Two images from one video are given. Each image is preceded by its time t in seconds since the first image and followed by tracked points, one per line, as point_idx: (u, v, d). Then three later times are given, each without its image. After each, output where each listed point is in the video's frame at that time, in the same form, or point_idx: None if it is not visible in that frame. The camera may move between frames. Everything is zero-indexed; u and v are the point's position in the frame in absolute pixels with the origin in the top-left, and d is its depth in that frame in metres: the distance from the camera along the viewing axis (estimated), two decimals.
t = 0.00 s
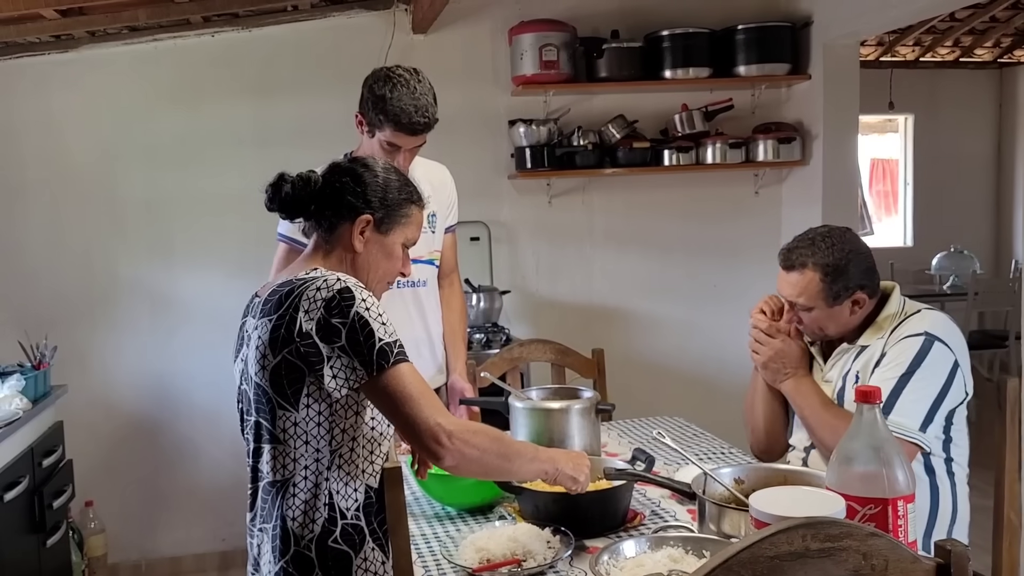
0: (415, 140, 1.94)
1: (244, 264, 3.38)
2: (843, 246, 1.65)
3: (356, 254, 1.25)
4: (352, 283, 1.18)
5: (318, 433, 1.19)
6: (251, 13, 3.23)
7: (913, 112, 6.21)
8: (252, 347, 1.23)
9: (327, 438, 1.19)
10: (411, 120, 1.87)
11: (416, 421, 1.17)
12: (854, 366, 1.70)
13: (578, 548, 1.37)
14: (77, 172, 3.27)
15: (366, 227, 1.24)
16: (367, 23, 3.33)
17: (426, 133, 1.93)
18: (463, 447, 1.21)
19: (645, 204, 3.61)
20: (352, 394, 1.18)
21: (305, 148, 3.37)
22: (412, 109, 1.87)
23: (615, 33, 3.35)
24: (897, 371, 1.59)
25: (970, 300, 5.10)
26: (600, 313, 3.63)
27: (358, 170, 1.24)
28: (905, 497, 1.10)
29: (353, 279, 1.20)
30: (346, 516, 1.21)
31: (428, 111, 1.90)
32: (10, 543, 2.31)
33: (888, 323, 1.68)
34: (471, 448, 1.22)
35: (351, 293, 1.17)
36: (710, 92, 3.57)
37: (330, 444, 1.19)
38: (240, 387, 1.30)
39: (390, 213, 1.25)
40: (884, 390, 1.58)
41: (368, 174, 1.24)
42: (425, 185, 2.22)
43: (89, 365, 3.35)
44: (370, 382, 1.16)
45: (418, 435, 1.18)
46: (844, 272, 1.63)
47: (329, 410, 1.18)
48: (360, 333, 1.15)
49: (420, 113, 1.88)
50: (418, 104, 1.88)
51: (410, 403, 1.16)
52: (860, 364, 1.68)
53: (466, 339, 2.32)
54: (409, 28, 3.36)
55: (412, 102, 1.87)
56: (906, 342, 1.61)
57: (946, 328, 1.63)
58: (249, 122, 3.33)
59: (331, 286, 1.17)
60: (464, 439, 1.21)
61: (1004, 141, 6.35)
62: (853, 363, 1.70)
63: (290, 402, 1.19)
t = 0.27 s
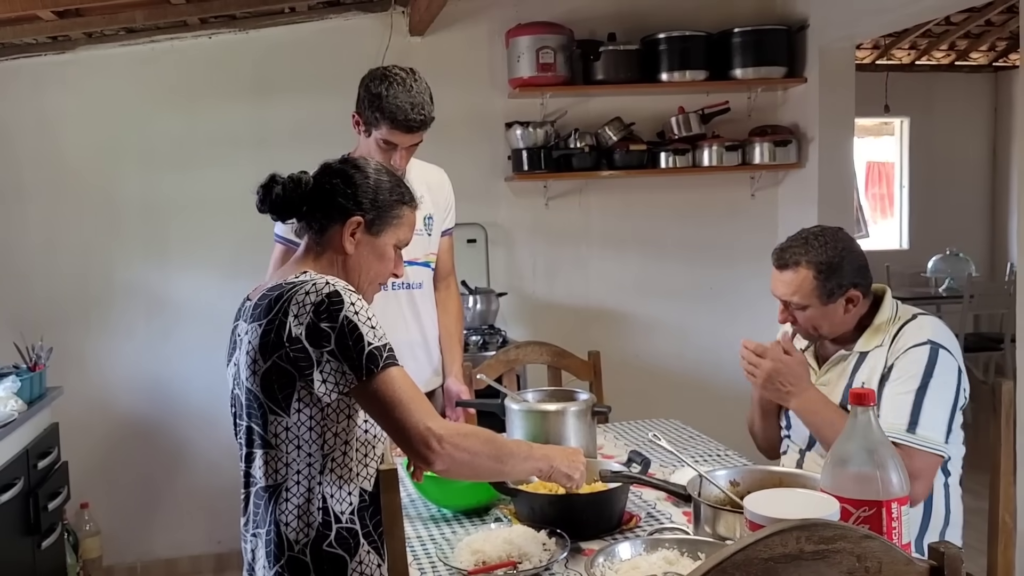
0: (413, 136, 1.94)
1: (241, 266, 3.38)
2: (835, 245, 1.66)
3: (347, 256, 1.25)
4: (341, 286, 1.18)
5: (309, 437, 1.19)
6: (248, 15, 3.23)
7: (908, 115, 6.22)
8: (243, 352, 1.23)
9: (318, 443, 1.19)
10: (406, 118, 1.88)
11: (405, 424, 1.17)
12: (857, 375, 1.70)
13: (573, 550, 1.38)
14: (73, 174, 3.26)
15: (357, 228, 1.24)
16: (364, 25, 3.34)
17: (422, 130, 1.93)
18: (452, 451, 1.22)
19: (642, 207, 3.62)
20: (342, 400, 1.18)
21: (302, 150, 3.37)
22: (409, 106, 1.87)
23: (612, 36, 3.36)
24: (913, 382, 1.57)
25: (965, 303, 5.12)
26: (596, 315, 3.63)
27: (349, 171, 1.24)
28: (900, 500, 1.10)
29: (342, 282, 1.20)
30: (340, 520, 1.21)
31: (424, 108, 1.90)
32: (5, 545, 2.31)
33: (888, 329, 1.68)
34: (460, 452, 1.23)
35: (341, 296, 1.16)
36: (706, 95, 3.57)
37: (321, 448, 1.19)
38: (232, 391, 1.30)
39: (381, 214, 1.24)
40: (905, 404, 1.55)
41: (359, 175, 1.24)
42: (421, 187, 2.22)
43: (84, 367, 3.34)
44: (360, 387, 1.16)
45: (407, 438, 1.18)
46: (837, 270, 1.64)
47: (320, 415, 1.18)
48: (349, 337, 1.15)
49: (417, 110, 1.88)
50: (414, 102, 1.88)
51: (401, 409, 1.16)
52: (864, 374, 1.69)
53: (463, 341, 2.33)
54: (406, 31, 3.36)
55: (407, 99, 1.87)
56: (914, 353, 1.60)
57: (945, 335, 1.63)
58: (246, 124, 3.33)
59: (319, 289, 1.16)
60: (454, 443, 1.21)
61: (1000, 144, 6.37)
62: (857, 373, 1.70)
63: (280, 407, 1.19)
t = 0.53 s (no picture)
0: (409, 139, 1.93)
1: (241, 266, 3.38)
2: (835, 247, 1.65)
3: (342, 255, 1.25)
4: (335, 288, 1.17)
5: (306, 439, 1.19)
6: (248, 15, 3.23)
7: (909, 115, 6.22)
8: (238, 354, 1.22)
9: (314, 444, 1.19)
10: (404, 121, 1.87)
11: (396, 427, 1.16)
12: (866, 375, 1.69)
13: (574, 549, 1.37)
14: (73, 173, 3.26)
15: (351, 227, 1.23)
16: (364, 25, 3.33)
17: (419, 134, 1.93)
18: (445, 455, 1.20)
19: (642, 207, 3.61)
20: (335, 401, 1.17)
21: (302, 150, 3.37)
22: (405, 110, 1.87)
23: (612, 36, 3.36)
24: (932, 380, 1.56)
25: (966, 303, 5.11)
26: (596, 315, 3.63)
27: (343, 170, 1.24)
28: (900, 500, 1.10)
29: (336, 283, 1.19)
30: (340, 520, 1.20)
31: (420, 111, 1.90)
32: (7, 544, 2.31)
33: (897, 330, 1.68)
34: (453, 455, 1.21)
35: (334, 298, 1.16)
36: (706, 95, 3.57)
37: (318, 449, 1.19)
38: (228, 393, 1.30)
39: (375, 213, 1.24)
40: (928, 402, 1.54)
41: (353, 174, 1.23)
42: (420, 188, 2.22)
43: (85, 367, 3.34)
44: (352, 389, 1.15)
45: (398, 442, 1.17)
46: (836, 272, 1.63)
47: (316, 417, 1.18)
48: (341, 338, 1.14)
49: (413, 114, 1.88)
50: (411, 105, 1.88)
51: (393, 410, 1.16)
52: (875, 374, 1.68)
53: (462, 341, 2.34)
54: (406, 31, 3.36)
55: (404, 101, 1.87)
56: (930, 352, 1.59)
57: (956, 335, 1.63)
58: (246, 124, 3.33)
59: (312, 291, 1.16)
60: (447, 446, 1.20)
61: (1000, 145, 6.37)
62: (866, 374, 1.70)
63: (276, 409, 1.18)
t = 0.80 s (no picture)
0: (408, 141, 1.94)
1: (242, 267, 3.39)
2: (853, 231, 1.72)
3: (336, 256, 1.25)
4: (325, 290, 1.17)
5: (300, 442, 1.18)
6: (250, 17, 3.23)
7: (909, 116, 6.23)
8: (233, 357, 1.22)
9: (309, 447, 1.18)
10: (403, 124, 1.88)
11: (376, 430, 1.14)
12: (873, 376, 1.70)
13: (574, 548, 1.38)
14: (75, 174, 3.27)
15: (346, 228, 1.24)
16: (365, 26, 3.34)
17: (418, 136, 1.93)
18: (426, 459, 1.18)
19: (642, 208, 3.62)
20: (326, 405, 1.17)
21: (303, 151, 3.38)
22: (404, 113, 1.88)
23: (612, 37, 3.37)
24: (955, 385, 1.57)
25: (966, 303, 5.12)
26: (597, 315, 3.64)
27: (339, 171, 1.24)
28: (901, 499, 1.10)
29: (327, 286, 1.19)
30: (339, 521, 1.21)
31: (419, 114, 1.91)
32: (9, 544, 2.32)
33: (902, 330, 1.69)
34: (434, 460, 1.19)
35: (323, 301, 1.15)
36: (706, 96, 3.58)
37: (313, 452, 1.19)
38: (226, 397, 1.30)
39: (371, 214, 1.24)
40: (954, 408, 1.55)
41: (349, 175, 1.24)
42: (421, 189, 2.23)
43: (86, 367, 3.35)
44: (337, 392, 1.14)
45: (379, 445, 1.15)
46: (853, 251, 1.69)
47: (309, 420, 1.17)
48: (329, 341, 1.13)
49: (412, 115, 1.89)
50: (411, 107, 1.89)
51: (373, 414, 1.14)
52: (884, 375, 1.68)
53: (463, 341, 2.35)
54: (407, 32, 3.37)
55: (402, 104, 1.88)
56: (945, 355, 1.60)
57: (964, 335, 1.64)
58: (247, 125, 3.33)
59: (302, 294, 1.15)
60: (427, 451, 1.17)
61: (1000, 145, 6.38)
62: (874, 375, 1.70)
63: (270, 412, 1.18)
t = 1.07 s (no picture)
0: (406, 146, 1.94)
1: (241, 269, 3.39)
2: (866, 224, 1.77)
3: (331, 260, 1.25)
4: (312, 294, 1.16)
5: (289, 446, 1.18)
6: (249, 19, 3.24)
7: (908, 118, 6.23)
8: (227, 361, 1.23)
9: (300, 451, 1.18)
10: (401, 128, 1.88)
11: (330, 434, 1.10)
12: (873, 378, 1.70)
13: (573, 550, 1.38)
14: (75, 176, 3.27)
15: (341, 232, 1.24)
16: (365, 29, 3.35)
17: (416, 139, 1.94)
18: (378, 473, 1.11)
19: (641, 210, 3.62)
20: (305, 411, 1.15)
21: (302, 153, 3.38)
22: (402, 116, 1.88)
23: (612, 39, 3.37)
24: (954, 390, 1.57)
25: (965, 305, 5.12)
26: (596, 317, 3.64)
27: (338, 174, 1.24)
28: (899, 501, 1.11)
29: (317, 291, 1.17)
30: (333, 525, 1.21)
31: (417, 117, 1.91)
32: (8, 547, 2.32)
33: (902, 332, 1.69)
34: (387, 474, 1.12)
35: (306, 305, 1.14)
36: (706, 98, 3.58)
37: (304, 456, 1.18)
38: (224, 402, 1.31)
39: (367, 218, 1.24)
40: (954, 414, 1.55)
41: (346, 179, 1.24)
42: (419, 191, 2.23)
43: (86, 369, 3.35)
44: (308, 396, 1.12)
45: (331, 451, 1.10)
46: (867, 239, 1.73)
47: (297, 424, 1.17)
48: (307, 346, 1.12)
49: (410, 119, 1.89)
50: (408, 111, 1.89)
51: (331, 420, 1.10)
52: (883, 377, 1.68)
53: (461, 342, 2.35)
54: (406, 34, 3.37)
55: (401, 108, 1.88)
56: (945, 359, 1.60)
57: (963, 337, 1.64)
58: (246, 127, 3.34)
59: (288, 297, 1.15)
60: (378, 463, 1.10)
61: (999, 147, 6.38)
62: (874, 377, 1.70)
63: (260, 417, 1.18)
